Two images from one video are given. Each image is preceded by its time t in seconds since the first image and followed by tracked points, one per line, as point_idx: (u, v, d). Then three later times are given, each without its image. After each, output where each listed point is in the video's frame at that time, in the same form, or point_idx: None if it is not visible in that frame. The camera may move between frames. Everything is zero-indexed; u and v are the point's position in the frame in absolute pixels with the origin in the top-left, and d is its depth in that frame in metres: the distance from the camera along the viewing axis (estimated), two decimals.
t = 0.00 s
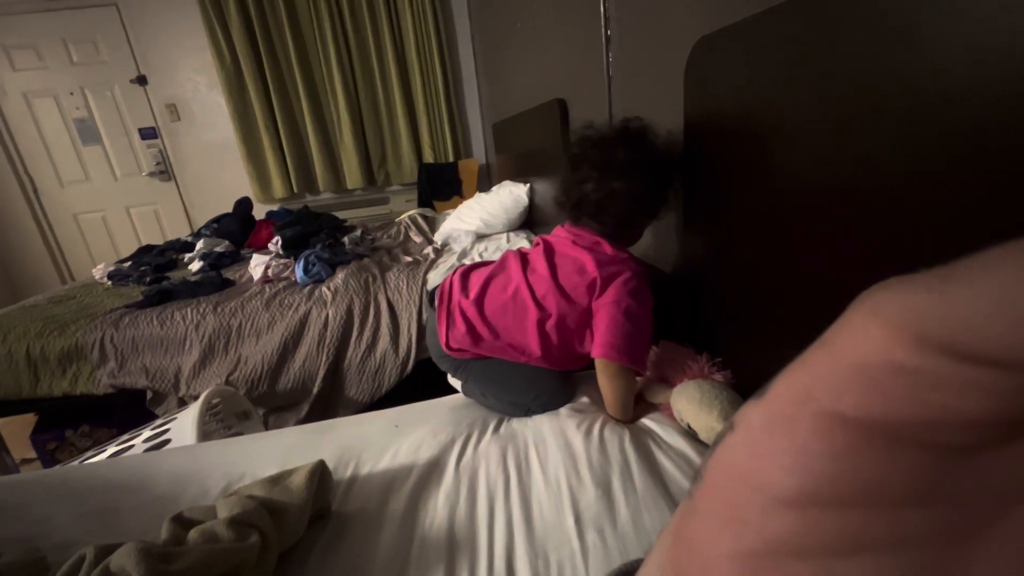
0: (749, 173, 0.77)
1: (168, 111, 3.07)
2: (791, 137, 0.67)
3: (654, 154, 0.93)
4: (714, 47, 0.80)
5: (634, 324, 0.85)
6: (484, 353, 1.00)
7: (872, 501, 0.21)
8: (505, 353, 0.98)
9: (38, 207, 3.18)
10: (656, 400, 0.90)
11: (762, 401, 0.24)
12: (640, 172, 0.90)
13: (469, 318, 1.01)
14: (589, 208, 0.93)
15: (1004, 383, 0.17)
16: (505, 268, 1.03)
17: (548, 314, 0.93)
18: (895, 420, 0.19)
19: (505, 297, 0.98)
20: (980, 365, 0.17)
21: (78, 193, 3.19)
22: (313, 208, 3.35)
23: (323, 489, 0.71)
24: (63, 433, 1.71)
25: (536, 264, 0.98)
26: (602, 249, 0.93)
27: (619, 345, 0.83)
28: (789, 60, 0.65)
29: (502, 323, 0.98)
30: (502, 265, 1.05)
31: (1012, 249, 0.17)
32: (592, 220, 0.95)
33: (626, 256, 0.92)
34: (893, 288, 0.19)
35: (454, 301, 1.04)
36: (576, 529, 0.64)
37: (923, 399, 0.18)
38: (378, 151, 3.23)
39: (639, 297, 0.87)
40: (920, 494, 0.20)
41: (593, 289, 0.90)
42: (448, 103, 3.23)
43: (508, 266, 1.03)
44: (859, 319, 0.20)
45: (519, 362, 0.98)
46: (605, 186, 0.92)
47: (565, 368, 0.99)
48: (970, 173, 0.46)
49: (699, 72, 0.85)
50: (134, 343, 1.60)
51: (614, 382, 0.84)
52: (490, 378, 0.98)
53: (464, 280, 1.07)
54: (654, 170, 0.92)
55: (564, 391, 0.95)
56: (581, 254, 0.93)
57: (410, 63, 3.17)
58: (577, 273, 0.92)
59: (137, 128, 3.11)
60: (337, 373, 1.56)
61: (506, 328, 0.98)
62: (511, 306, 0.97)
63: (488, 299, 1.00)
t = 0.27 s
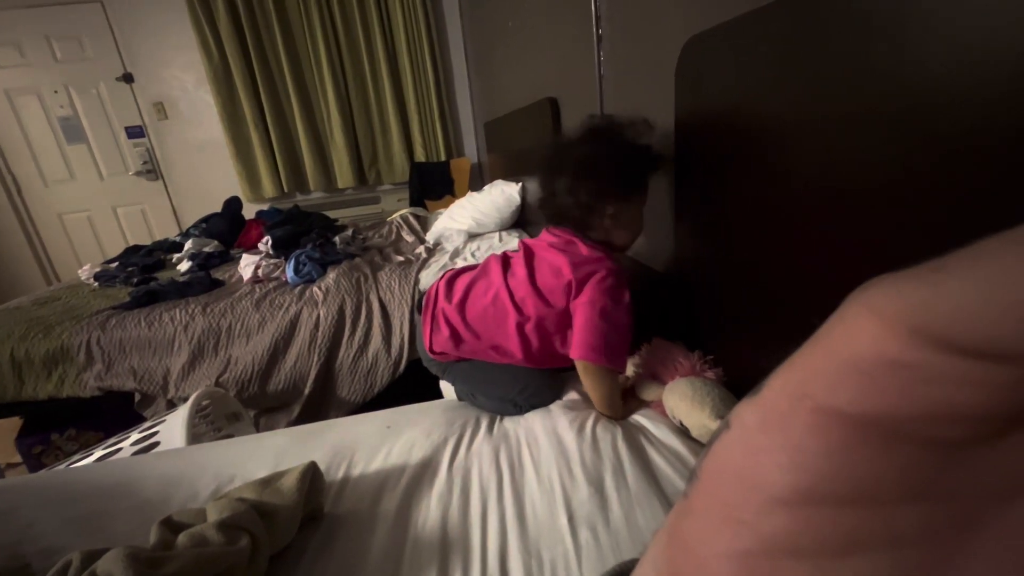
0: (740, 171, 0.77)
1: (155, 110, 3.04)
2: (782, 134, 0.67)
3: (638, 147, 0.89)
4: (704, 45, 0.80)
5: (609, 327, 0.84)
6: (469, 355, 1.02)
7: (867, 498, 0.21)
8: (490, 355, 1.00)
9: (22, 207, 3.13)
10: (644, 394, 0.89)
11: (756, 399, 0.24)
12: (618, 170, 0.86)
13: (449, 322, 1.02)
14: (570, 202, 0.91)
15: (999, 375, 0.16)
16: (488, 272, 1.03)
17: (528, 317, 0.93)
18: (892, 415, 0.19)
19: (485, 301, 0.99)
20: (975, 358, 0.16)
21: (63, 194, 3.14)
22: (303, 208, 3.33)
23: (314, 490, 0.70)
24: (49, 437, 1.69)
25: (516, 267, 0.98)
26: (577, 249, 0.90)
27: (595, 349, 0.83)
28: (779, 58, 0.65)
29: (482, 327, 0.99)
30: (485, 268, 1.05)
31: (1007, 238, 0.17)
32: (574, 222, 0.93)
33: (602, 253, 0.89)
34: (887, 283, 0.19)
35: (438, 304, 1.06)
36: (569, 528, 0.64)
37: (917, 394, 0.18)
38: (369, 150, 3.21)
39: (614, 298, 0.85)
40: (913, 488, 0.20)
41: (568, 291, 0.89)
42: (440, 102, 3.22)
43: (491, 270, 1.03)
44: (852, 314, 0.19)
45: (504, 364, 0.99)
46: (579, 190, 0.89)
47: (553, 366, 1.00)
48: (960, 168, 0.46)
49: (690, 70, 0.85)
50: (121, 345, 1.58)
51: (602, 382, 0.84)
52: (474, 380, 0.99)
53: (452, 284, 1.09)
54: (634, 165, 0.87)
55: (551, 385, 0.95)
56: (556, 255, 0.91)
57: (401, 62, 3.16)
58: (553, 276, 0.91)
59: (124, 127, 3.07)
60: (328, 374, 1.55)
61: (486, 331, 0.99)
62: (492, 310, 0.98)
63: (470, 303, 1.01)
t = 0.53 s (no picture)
0: (734, 169, 0.77)
1: (144, 109, 3.01)
2: (775, 132, 0.67)
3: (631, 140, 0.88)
4: (698, 44, 0.80)
5: (600, 324, 0.83)
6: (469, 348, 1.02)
7: (868, 499, 0.20)
8: (487, 348, 0.99)
9: (8, 207, 3.09)
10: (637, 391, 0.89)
11: (756, 399, 0.24)
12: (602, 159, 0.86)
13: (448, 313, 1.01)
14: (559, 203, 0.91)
15: (1003, 375, 0.16)
16: (494, 264, 1.03)
17: (526, 312, 0.93)
18: (894, 415, 0.19)
19: (487, 293, 0.99)
20: (979, 358, 0.16)
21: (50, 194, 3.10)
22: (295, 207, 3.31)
23: (308, 492, 0.69)
24: (37, 441, 1.69)
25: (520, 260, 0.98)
26: (577, 245, 0.90)
27: (584, 345, 0.83)
28: (773, 56, 0.65)
29: (482, 320, 0.98)
30: (492, 260, 1.05)
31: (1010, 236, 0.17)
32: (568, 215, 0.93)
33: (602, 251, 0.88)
34: (890, 281, 0.19)
35: (439, 294, 1.04)
36: (565, 527, 0.63)
37: (920, 394, 0.17)
38: (361, 149, 3.20)
39: (606, 295, 0.84)
40: (915, 489, 0.20)
41: (564, 286, 0.88)
42: (432, 101, 3.22)
43: (497, 261, 1.03)
44: (855, 312, 0.19)
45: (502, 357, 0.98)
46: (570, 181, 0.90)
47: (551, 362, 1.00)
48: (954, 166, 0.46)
49: (683, 68, 0.85)
50: (110, 347, 1.56)
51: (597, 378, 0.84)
52: (471, 374, 0.98)
53: (455, 275, 1.08)
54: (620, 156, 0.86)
55: (548, 387, 0.95)
56: (555, 250, 0.91)
57: (393, 61, 3.14)
58: (550, 270, 0.91)
59: (112, 126, 3.03)
60: (322, 375, 1.54)
61: (488, 323, 0.98)
62: (491, 303, 0.97)
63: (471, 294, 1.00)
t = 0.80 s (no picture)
0: (727, 167, 0.77)
1: (132, 106, 2.97)
2: (768, 130, 0.67)
3: (621, 136, 0.84)
4: (690, 40, 0.79)
5: (574, 321, 0.81)
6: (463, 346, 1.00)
7: (867, 503, 0.20)
8: (478, 345, 0.98)
9: None
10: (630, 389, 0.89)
11: (752, 403, 0.23)
12: (583, 156, 0.84)
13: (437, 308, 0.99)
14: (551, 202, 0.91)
15: (1006, 377, 0.16)
16: (490, 258, 1.02)
17: (512, 307, 0.93)
18: (892, 419, 0.18)
19: (478, 288, 0.98)
20: (982, 359, 0.16)
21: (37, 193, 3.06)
22: (287, 206, 3.28)
23: (301, 495, 0.68)
24: (26, 445, 1.67)
25: (513, 254, 0.97)
26: (560, 238, 0.87)
27: (562, 342, 0.82)
28: (766, 52, 0.64)
29: (470, 316, 0.97)
30: (490, 253, 1.04)
31: (1009, 237, 0.16)
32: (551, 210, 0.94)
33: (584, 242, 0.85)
34: (887, 283, 0.19)
35: (435, 286, 1.04)
36: (559, 527, 0.63)
37: (921, 396, 0.17)
38: (354, 147, 3.18)
39: (580, 291, 0.81)
40: (913, 493, 0.20)
41: (544, 282, 0.87)
42: (425, 98, 3.20)
43: (494, 255, 1.02)
44: (852, 315, 0.19)
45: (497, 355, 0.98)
46: (555, 177, 0.91)
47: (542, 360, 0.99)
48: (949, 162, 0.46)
49: (676, 65, 0.84)
50: (99, 348, 1.54)
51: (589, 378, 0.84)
52: (466, 374, 0.97)
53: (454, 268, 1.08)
54: (602, 152, 0.83)
55: (542, 389, 0.95)
56: (540, 244, 0.90)
57: (385, 57, 3.12)
58: (533, 265, 0.89)
59: (99, 124, 2.99)
60: (315, 374, 1.53)
61: (482, 320, 0.96)
62: (480, 298, 0.96)
63: (463, 288, 0.99)
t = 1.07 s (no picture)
0: (716, 165, 0.77)
1: (117, 105, 2.94)
2: (756, 128, 0.67)
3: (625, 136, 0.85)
4: (678, 39, 0.79)
5: (567, 322, 0.81)
6: (453, 349, 0.99)
7: (867, 499, 0.20)
8: (468, 346, 0.98)
9: None
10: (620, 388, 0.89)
11: (749, 399, 0.23)
12: (583, 154, 0.85)
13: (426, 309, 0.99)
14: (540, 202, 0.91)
15: (1005, 369, 0.16)
16: (480, 257, 1.02)
17: (503, 307, 0.93)
18: (892, 414, 0.18)
19: (468, 288, 0.98)
20: (985, 352, 0.16)
21: (20, 194, 3.01)
22: (276, 206, 3.26)
23: (290, 498, 0.68)
24: (9, 450, 1.64)
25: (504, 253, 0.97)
26: (554, 237, 0.86)
27: (555, 343, 0.82)
28: (753, 52, 0.65)
29: (460, 317, 0.96)
30: (480, 253, 1.04)
31: (1005, 231, 0.16)
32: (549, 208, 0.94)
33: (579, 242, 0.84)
34: (885, 277, 0.18)
35: (422, 285, 1.04)
36: (550, 527, 0.63)
37: (920, 390, 0.17)
38: (343, 146, 3.16)
39: (573, 291, 0.80)
40: (912, 489, 0.20)
41: (536, 281, 0.87)
42: (415, 97, 3.19)
43: (484, 254, 1.02)
44: (851, 309, 0.19)
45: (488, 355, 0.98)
46: (554, 174, 0.91)
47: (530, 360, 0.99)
48: (936, 159, 0.46)
49: (664, 64, 0.84)
50: (84, 350, 1.52)
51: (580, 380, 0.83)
52: (457, 376, 0.96)
53: (443, 267, 1.08)
54: (603, 152, 0.84)
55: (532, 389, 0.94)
56: (532, 243, 0.89)
57: (374, 57, 3.11)
58: (525, 264, 0.89)
59: (84, 124, 2.95)
60: (305, 376, 1.52)
61: (473, 321, 0.96)
62: (471, 298, 0.96)
63: (452, 288, 0.99)
